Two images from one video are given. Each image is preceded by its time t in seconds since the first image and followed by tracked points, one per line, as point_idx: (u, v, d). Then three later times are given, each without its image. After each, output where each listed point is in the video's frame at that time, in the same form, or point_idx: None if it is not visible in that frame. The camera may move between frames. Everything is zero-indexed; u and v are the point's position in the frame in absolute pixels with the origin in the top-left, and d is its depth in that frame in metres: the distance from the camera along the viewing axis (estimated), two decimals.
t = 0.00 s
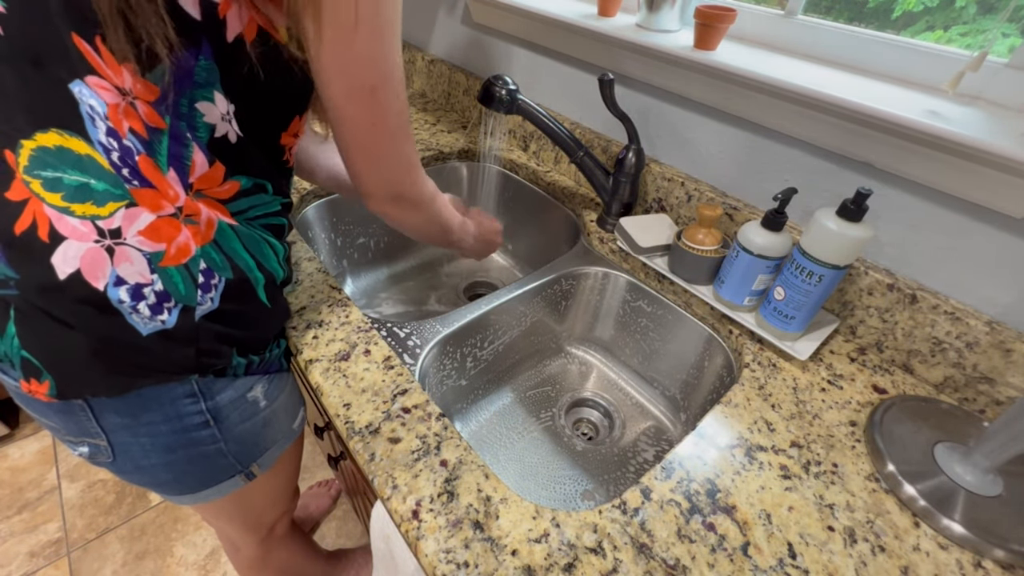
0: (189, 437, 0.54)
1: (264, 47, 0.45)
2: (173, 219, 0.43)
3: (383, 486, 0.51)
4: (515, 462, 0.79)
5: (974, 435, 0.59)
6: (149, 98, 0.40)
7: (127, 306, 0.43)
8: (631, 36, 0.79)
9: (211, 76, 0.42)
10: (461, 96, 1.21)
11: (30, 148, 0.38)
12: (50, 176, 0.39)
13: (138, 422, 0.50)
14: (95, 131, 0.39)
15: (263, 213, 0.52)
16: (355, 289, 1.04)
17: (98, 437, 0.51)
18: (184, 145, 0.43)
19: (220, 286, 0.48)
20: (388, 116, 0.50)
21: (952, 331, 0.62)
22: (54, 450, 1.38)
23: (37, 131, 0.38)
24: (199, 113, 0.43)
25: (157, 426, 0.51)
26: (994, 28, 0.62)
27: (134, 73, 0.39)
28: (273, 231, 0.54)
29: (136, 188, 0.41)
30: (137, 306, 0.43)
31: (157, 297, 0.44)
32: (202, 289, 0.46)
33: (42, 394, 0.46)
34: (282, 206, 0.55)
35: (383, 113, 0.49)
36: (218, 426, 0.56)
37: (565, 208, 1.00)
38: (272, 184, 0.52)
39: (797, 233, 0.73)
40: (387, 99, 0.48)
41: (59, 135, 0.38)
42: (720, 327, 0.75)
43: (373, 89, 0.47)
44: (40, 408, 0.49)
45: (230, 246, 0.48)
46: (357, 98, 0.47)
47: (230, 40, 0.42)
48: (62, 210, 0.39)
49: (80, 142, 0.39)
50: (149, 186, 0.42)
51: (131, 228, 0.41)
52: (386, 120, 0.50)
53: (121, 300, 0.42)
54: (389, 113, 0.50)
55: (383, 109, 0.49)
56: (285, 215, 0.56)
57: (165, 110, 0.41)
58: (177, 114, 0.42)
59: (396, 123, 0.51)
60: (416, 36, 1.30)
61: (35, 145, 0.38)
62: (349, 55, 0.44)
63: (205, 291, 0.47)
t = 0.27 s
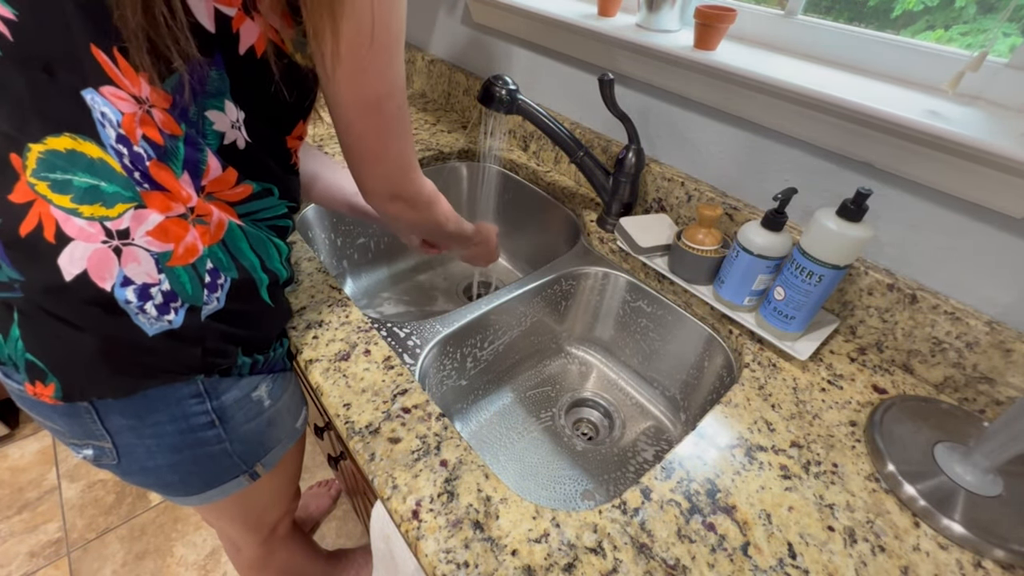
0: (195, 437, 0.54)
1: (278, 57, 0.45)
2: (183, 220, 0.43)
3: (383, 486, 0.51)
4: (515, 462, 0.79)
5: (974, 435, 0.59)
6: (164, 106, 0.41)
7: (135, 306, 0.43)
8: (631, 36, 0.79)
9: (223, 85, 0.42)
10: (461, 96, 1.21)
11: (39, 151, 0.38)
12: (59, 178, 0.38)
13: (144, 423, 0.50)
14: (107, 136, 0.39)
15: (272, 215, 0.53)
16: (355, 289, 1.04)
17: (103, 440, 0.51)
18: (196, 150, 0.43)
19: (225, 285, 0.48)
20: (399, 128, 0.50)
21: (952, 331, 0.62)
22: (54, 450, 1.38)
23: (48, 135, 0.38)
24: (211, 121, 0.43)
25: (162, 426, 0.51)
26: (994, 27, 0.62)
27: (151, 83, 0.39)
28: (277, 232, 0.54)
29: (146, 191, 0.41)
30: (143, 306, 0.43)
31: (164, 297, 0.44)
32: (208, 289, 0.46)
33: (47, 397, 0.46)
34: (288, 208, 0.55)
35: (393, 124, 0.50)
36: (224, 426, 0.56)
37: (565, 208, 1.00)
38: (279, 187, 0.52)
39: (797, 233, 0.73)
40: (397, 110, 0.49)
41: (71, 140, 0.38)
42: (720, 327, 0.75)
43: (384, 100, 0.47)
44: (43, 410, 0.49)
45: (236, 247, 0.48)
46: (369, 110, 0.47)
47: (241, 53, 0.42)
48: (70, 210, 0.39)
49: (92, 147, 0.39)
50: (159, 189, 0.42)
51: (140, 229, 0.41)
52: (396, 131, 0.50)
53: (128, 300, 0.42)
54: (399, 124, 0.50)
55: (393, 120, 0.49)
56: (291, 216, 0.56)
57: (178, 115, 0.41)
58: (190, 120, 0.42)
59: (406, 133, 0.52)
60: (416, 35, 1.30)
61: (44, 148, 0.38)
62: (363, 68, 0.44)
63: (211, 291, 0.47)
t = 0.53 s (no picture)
0: (192, 436, 0.54)
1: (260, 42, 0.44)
2: (176, 218, 0.43)
3: (383, 486, 0.51)
4: (515, 462, 0.79)
5: (974, 435, 0.59)
6: (147, 96, 0.41)
7: (131, 305, 0.43)
8: (631, 36, 0.79)
9: (207, 74, 0.42)
10: (461, 96, 1.21)
11: (30, 148, 0.38)
12: (51, 176, 0.39)
13: (142, 422, 0.50)
14: (94, 130, 0.39)
15: (265, 212, 0.52)
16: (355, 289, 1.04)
17: (100, 439, 0.51)
18: (184, 143, 0.43)
19: (223, 285, 0.48)
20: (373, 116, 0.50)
21: (952, 331, 0.62)
22: (54, 450, 1.38)
23: (37, 132, 0.38)
24: (197, 111, 0.43)
25: (160, 426, 0.51)
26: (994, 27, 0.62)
27: (131, 72, 0.39)
28: (275, 231, 0.54)
29: (138, 188, 0.41)
30: (140, 305, 0.43)
31: (161, 297, 0.44)
32: (205, 288, 0.46)
33: (45, 396, 0.46)
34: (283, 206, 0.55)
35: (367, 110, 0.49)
36: (221, 426, 0.56)
37: (565, 208, 1.00)
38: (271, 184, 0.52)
39: (797, 233, 0.73)
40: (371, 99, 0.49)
41: (60, 136, 0.38)
42: (720, 327, 0.75)
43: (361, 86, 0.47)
44: (42, 410, 0.49)
45: (232, 246, 0.48)
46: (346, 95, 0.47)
47: (225, 36, 0.42)
48: (65, 210, 0.39)
49: (81, 143, 0.39)
50: (152, 185, 0.42)
51: (134, 228, 0.41)
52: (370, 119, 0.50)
53: (124, 300, 0.42)
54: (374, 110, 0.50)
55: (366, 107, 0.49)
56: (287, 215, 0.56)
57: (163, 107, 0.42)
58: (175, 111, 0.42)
59: (382, 120, 0.51)
60: (416, 35, 1.30)
61: (35, 145, 0.38)
62: (343, 51, 0.44)
63: (208, 290, 0.47)
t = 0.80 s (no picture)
0: (187, 436, 0.54)
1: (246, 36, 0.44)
2: (169, 218, 0.43)
3: (383, 486, 0.51)
4: (515, 462, 0.79)
5: (974, 435, 0.59)
6: (132, 95, 0.41)
7: (126, 305, 0.43)
8: (631, 36, 0.79)
9: (194, 70, 0.42)
10: (461, 96, 1.21)
11: (20, 148, 0.38)
12: (43, 176, 0.38)
13: (138, 421, 0.50)
14: (83, 129, 0.39)
15: (260, 210, 0.52)
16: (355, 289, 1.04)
17: (97, 437, 0.51)
18: (172, 141, 0.43)
19: (218, 285, 0.48)
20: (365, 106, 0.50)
21: (952, 331, 0.62)
22: (54, 450, 1.38)
23: (26, 131, 0.38)
24: (185, 108, 0.43)
25: (156, 425, 0.51)
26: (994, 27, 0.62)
27: (115, 69, 0.39)
28: (270, 230, 0.54)
29: (129, 187, 0.41)
30: (135, 306, 0.43)
31: (155, 297, 0.44)
32: (200, 289, 0.46)
33: (40, 394, 0.46)
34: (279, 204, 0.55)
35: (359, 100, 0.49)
36: (217, 426, 0.56)
37: (565, 208, 1.00)
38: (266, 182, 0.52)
39: (797, 233, 0.73)
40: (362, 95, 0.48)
41: (49, 135, 0.38)
42: (720, 327, 0.74)
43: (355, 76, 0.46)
44: (39, 407, 0.49)
45: (225, 245, 0.48)
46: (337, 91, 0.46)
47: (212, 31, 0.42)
48: (57, 209, 0.39)
49: (70, 142, 0.39)
50: (142, 184, 0.42)
51: (127, 228, 0.41)
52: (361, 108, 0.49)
53: (119, 300, 0.42)
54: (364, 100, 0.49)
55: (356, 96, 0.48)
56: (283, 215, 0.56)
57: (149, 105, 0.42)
58: (161, 109, 0.42)
59: (374, 115, 0.50)
60: (416, 36, 1.30)
61: (26, 145, 0.38)
62: (333, 44, 0.43)
63: (203, 291, 0.47)
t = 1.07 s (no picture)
0: (181, 434, 0.54)
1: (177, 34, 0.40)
2: (122, 223, 0.43)
3: (383, 486, 0.51)
4: (516, 462, 0.79)
5: (974, 435, 0.59)
6: (47, 109, 0.39)
7: (95, 314, 0.43)
8: (631, 36, 0.79)
9: (103, 76, 0.38)
10: (461, 96, 1.21)
11: None
12: None
13: (129, 423, 0.51)
14: (3, 151, 0.39)
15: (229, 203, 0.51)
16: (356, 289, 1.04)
17: (91, 441, 0.51)
18: (107, 148, 0.41)
19: (189, 283, 0.48)
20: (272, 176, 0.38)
21: (952, 331, 0.62)
22: (54, 450, 1.38)
23: None
24: (109, 114, 0.40)
25: (149, 425, 0.52)
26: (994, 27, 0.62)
27: (20, 86, 0.37)
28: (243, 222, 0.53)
29: (72, 198, 0.42)
30: (104, 314, 0.44)
31: (124, 303, 0.44)
32: (169, 289, 0.47)
33: (30, 403, 0.47)
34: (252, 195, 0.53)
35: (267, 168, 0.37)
36: (211, 422, 0.56)
37: (565, 208, 1.00)
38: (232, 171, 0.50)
39: (797, 233, 0.73)
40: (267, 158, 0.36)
41: None
42: (720, 327, 0.74)
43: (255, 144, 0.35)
44: (31, 416, 0.50)
45: (192, 242, 0.47)
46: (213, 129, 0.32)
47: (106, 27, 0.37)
48: (3, 228, 0.40)
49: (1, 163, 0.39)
50: (84, 194, 0.42)
51: (79, 237, 0.41)
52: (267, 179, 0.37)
53: (86, 310, 0.43)
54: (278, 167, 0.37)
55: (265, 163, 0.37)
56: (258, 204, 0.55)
57: (73, 116, 0.40)
58: (85, 117, 0.40)
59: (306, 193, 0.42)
60: (416, 35, 1.30)
61: None
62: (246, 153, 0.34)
63: (173, 290, 0.47)
